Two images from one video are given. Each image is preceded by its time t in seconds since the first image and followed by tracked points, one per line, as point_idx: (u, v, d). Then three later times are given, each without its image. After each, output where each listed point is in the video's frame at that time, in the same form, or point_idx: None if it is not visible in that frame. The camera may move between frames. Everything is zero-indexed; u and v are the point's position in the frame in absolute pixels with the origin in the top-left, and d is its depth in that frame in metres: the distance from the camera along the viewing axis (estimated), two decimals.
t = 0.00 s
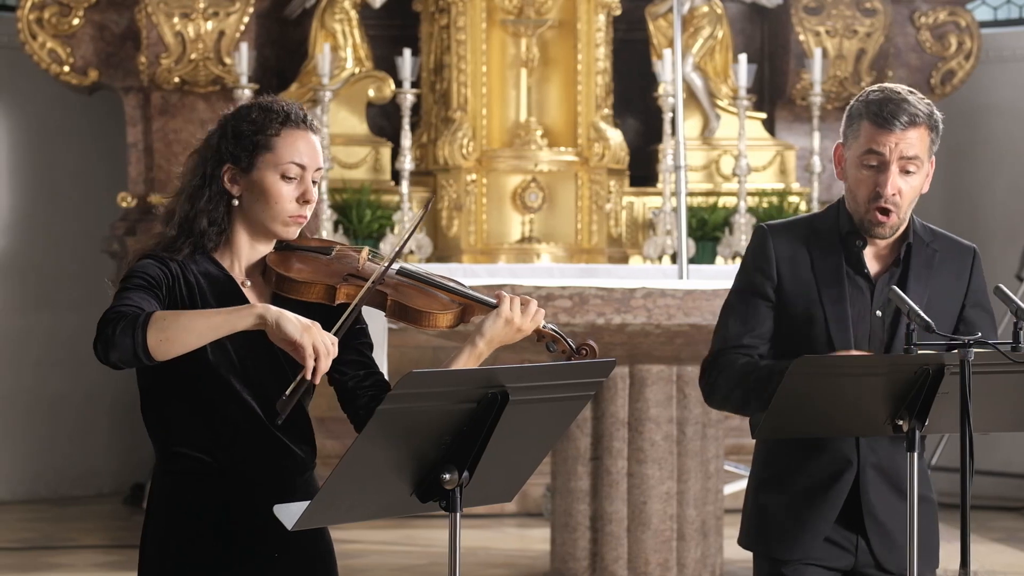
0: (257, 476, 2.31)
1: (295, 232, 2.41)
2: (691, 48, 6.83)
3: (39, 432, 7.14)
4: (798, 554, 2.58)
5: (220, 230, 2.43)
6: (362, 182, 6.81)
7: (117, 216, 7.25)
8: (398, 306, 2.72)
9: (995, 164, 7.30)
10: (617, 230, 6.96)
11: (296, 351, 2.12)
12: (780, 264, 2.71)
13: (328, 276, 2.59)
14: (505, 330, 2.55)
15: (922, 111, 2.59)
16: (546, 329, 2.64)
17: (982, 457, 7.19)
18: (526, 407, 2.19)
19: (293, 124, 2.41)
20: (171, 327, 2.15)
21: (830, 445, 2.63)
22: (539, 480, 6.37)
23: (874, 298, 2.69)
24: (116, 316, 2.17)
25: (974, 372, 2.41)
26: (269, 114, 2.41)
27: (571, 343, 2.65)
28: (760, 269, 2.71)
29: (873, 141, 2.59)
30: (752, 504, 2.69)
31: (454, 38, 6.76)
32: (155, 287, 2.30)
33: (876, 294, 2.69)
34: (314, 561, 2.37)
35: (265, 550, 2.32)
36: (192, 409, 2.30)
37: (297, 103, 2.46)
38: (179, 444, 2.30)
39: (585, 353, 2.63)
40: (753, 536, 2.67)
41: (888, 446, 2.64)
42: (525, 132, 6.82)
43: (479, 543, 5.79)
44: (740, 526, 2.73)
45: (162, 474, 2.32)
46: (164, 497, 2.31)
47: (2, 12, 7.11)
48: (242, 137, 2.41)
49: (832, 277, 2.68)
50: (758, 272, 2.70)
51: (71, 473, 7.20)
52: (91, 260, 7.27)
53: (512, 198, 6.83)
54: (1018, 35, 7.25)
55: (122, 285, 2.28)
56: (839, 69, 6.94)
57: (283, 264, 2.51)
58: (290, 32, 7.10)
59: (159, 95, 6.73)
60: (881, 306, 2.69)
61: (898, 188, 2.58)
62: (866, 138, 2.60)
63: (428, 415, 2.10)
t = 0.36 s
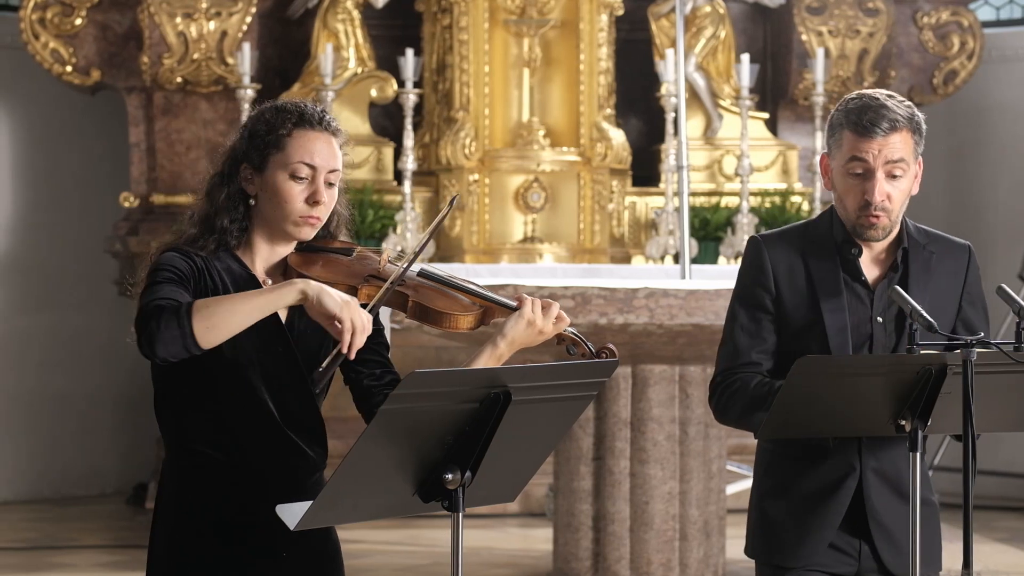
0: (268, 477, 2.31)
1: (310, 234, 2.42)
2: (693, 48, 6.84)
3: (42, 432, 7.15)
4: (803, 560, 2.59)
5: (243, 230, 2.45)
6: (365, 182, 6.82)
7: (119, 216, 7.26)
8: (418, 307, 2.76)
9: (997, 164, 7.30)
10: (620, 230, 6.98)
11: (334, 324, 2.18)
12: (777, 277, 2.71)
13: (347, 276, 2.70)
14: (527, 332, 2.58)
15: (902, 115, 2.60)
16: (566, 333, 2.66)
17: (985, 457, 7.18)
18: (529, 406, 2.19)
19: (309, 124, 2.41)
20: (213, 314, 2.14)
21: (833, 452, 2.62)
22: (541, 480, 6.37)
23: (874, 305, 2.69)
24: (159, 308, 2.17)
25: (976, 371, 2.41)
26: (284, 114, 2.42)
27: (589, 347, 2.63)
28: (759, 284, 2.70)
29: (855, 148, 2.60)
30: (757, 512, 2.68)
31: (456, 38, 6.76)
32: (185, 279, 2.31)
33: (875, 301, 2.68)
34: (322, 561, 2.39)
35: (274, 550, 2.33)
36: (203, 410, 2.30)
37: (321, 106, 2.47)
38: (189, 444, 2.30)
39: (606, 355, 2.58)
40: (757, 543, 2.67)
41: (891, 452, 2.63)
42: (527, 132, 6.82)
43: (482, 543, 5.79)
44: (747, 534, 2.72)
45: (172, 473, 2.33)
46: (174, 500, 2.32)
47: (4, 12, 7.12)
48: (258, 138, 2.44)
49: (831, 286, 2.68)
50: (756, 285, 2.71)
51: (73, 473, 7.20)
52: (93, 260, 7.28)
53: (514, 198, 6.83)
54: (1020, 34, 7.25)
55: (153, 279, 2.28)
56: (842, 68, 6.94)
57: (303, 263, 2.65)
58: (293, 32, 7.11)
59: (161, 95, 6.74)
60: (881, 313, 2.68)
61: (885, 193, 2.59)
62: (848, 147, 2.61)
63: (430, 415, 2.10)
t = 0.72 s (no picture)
0: (280, 473, 2.32)
1: (327, 228, 2.42)
2: (696, 48, 6.84)
3: (43, 432, 7.15)
4: (804, 559, 2.59)
5: (262, 227, 2.47)
6: (368, 182, 6.82)
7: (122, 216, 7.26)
8: (438, 301, 2.79)
9: (999, 164, 7.30)
10: (622, 230, 6.99)
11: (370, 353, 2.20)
12: (771, 268, 2.72)
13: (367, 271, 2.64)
14: (548, 324, 2.59)
15: (890, 98, 2.61)
16: (587, 326, 2.70)
17: (987, 457, 7.17)
18: (532, 407, 2.19)
19: (322, 118, 2.43)
20: (259, 355, 2.13)
21: (831, 449, 2.62)
22: (544, 480, 6.38)
23: (867, 299, 2.69)
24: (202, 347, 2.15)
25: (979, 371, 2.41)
26: (297, 108, 2.44)
27: (610, 339, 2.65)
28: (750, 271, 2.71)
29: (846, 134, 2.60)
30: (756, 511, 2.68)
31: (459, 38, 6.76)
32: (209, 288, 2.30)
33: (869, 296, 2.68)
34: (330, 561, 2.40)
35: (286, 549, 2.34)
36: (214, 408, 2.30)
37: (334, 101, 2.49)
38: (203, 442, 2.31)
39: (626, 348, 2.63)
40: (757, 544, 2.67)
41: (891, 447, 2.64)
42: (529, 132, 6.81)
43: (485, 543, 5.79)
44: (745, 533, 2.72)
45: (186, 471, 2.34)
46: (187, 498, 2.33)
47: (6, 12, 7.13)
48: (272, 135, 2.45)
49: (826, 278, 2.68)
50: (748, 273, 2.71)
51: (75, 473, 7.21)
52: (96, 260, 7.28)
53: (517, 198, 6.82)
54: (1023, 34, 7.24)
55: (179, 294, 2.26)
56: (844, 68, 6.96)
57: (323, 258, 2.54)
58: (295, 32, 7.11)
59: (164, 95, 6.74)
60: (874, 306, 2.68)
61: (880, 178, 2.58)
62: (838, 134, 2.61)
63: (434, 415, 2.10)
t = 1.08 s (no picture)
0: (288, 469, 2.35)
1: (335, 222, 2.45)
2: (699, 48, 6.85)
3: (47, 432, 7.15)
4: (805, 556, 2.59)
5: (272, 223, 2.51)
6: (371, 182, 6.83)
7: (125, 216, 7.27)
8: (452, 292, 2.78)
9: (1002, 163, 7.30)
10: (625, 230, 6.98)
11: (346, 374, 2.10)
12: (767, 256, 2.71)
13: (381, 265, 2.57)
14: (561, 314, 2.56)
15: (886, 84, 2.62)
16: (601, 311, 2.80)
17: (990, 457, 7.17)
18: (535, 407, 2.19)
19: (331, 112, 2.46)
20: (217, 369, 2.14)
21: (832, 444, 2.63)
22: (547, 480, 6.38)
23: (863, 288, 2.69)
24: (168, 353, 2.18)
25: (983, 372, 2.41)
26: (308, 104, 2.48)
27: (625, 323, 2.80)
28: (745, 261, 2.71)
29: (844, 121, 2.60)
30: (757, 509, 2.68)
31: (462, 38, 6.76)
32: (205, 286, 2.33)
33: (864, 284, 2.68)
34: (340, 556, 2.43)
35: (296, 544, 2.37)
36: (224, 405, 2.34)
37: (344, 97, 2.52)
38: (213, 438, 2.35)
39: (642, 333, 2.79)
40: (758, 541, 2.66)
41: (893, 443, 2.64)
42: (533, 132, 6.81)
43: (488, 543, 5.79)
44: (746, 531, 2.73)
45: (199, 469, 2.37)
46: (198, 492, 2.36)
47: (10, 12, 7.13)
48: (284, 130, 2.49)
49: (823, 267, 2.68)
50: (744, 263, 2.71)
51: (78, 473, 7.21)
52: (99, 260, 7.29)
53: (520, 198, 6.82)
54: None
55: (176, 294, 2.30)
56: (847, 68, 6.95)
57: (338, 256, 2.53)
58: (298, 32, 7.12)
59: (167, 95, 6.74)
60: (870, 295, 2.68)
61: (880, 163, 2.58)
62: (837, 121, 2.61)
63: (436, 415, 2.10)
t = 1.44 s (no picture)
0: (296, 469, 2.35)
1: (349, 225, 2.45)
2: (702, 48, 6.85)
3: (50, 432, 7.16)
4: (810, 553, 2.59)
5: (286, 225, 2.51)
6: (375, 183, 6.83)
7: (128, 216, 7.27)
8: (461, 297, 2.78)
9: (1006, 163, 7.29)
10: (628, 230, 6.98)
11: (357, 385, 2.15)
12: (768, 248, 2.72)
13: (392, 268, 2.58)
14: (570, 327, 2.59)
15: (882, 72, 2.63)
16: (609, 323, 2.71)
17: (994, 457, 7.16)
18: (538, 408, 2.19)
19: (354, 116, 2.47)
20: (233, 386, 2.17)
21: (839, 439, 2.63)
22: (550, 480, 6.37)
23: (865, 279, 2.70)
24: (183, 368, 2.20)
25: (986, 372, 2.41)
26: (330, 106, 2.49)
27: (633, 336, 2.67)
28: (748, 254, 2.71)
29: (841, 108, 2.60)
30: (762, 503, 2.68)
31: (465, 38, 6.76)
32: (216, 290, 2.33)
33: (865, 275, 2.69)
34: (346, 558, 2.43)
35: (304, 545, 2.38)
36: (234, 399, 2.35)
37: (365, 102, 2.53)
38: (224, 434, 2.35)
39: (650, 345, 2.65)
40: (762, 536, 2.66)
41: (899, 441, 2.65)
42: (536, 132, 6.81)
43: (491, 543, 5.79)
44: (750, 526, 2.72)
45: (209, 466, 2.38)
46: (207, 489, 2.36)
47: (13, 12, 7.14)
48: (304, 131, 2.50)
49: (824, 261, 2.69)
50: (747, 255, 2.71)
51: (81, 473, 7.21)
52: (103, 260, 7.30)
53: (523, 198, 6.82)
54: None
55: (188, 299, 2.30)
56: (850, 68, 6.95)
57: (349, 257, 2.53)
58: (302, 33, 7.11)
59: (170, 95, 6.75)
60: (872, 286, 2.69)
61: (879, 150, 2.58)
62: (834, 109, 2.61)
63: (440, 415, 2.11)
